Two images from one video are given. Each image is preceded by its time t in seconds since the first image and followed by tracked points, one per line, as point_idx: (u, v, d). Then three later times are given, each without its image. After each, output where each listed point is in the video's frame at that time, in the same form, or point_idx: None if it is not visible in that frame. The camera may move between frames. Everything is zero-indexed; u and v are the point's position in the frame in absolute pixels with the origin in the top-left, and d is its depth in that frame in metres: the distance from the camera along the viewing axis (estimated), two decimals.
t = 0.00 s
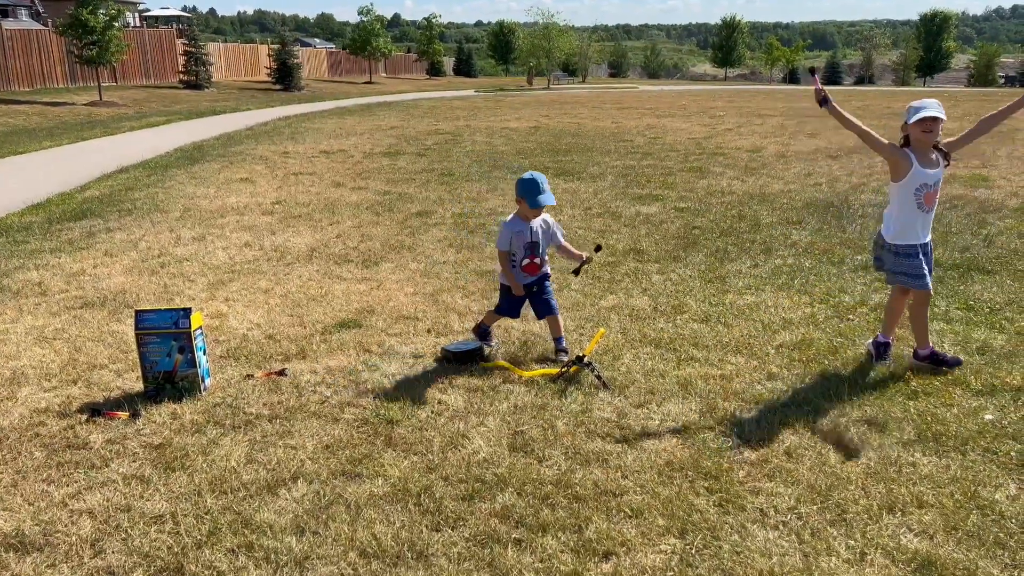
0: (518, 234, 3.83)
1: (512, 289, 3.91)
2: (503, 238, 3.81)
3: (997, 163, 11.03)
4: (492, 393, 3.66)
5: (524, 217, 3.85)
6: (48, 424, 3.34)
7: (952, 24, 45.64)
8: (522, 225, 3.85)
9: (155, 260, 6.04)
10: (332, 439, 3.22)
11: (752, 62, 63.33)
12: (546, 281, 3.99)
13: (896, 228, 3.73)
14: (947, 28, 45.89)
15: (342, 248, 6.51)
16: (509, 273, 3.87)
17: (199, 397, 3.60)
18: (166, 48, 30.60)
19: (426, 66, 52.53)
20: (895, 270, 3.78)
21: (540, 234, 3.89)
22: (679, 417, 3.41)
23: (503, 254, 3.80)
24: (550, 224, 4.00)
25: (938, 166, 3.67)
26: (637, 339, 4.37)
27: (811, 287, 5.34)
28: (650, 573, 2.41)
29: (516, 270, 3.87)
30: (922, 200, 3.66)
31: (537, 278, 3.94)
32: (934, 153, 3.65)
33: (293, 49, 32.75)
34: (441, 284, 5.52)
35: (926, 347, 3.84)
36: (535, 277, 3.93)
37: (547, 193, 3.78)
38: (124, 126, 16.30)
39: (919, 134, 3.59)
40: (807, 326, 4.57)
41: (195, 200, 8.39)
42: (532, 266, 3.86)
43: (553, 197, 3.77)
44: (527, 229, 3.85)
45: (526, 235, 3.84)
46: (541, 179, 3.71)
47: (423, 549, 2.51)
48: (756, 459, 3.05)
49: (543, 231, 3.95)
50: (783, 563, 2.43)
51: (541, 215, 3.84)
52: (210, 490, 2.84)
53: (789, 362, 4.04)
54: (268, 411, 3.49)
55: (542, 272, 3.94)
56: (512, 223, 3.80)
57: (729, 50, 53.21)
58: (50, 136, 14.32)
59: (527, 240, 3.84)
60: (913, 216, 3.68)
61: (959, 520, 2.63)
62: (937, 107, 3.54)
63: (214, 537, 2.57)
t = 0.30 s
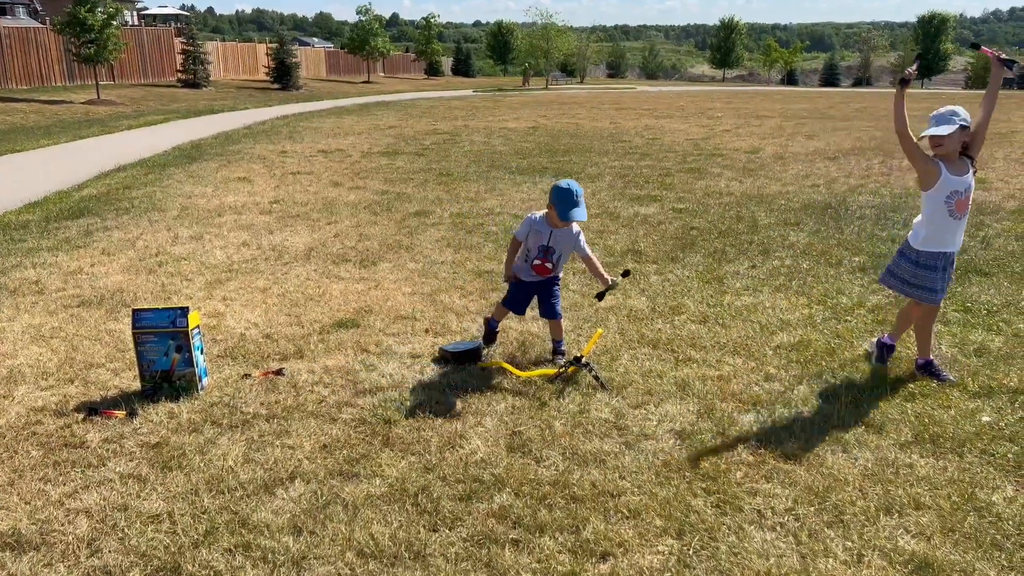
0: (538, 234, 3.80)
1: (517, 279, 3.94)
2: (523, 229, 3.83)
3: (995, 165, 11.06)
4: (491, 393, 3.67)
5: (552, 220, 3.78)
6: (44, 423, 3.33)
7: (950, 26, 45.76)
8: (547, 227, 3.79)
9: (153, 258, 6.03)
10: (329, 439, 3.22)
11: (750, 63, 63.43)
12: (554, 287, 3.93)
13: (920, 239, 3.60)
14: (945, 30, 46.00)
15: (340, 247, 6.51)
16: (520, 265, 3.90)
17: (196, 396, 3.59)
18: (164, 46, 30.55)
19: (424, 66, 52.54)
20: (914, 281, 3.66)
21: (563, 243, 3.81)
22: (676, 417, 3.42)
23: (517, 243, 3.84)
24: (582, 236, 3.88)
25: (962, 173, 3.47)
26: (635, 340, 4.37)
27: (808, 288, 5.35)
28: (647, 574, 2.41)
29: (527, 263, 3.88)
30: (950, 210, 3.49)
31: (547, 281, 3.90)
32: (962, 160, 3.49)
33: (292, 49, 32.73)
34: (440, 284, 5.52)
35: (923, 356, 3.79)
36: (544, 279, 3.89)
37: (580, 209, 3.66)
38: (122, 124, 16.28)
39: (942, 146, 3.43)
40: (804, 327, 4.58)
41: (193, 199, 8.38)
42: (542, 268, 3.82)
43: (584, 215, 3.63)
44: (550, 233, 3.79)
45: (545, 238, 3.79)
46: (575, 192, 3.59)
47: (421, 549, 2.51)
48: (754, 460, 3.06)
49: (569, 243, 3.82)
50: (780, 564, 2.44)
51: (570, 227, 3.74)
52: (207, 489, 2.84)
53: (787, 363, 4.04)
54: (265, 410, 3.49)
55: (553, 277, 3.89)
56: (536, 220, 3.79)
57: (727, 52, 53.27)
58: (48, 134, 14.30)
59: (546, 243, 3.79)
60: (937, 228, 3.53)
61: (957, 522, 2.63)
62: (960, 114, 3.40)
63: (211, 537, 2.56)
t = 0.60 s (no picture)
0: (544, 243, 3.81)
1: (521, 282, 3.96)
2: (534, 233, 3.87)
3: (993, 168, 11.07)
4: (490, 393, 3.66)
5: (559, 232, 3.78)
6: (42, 421, 3.32)
7: (949, 29, 45.82)
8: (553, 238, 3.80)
9: (151, 257, 6.02)
10: (328, 438, 3.21)
11: (750, 65, 63.48)
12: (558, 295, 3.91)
13: (937, 243, 3.55)
14: (944, 33, 46.03)
15: (339, 247, 6.50)
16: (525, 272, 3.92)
17: (194, 394, 3.58)
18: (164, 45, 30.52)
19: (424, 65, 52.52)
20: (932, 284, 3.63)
21: (567, 256, 3.79)
22: (675, 418, 3.42)
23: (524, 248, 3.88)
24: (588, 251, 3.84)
25: (975, 181, 3.39)
26: (634, 341, 4.37)
27: (807, 290, 5.35)
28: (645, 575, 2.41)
29: (531, 271, 3.89)
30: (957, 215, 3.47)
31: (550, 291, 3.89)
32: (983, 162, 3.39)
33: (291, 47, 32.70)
34: (439, 284, 5.52)
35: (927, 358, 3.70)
36: (546, 289, 3.88)
37: (586, 226, 3.67)
38: (120, 122, 16.26)
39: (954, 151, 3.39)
40: (803, 329, 4.59)
41: (192, 197, 8.37)
42: (544, 277, 3.83)
43: (588, 231, 3.64)
44: (555, 243, 3.78)
45: (549, 248, 3.79)
46: (579, 207, 3.60)
47: (419, 549, 2.51)
48: (753, 462, 3.06)
49: (575, 257, 3.79)
50: (778, 566, 2.44)
51: (576, 242, 3.72)
52: (206, 488, 2.84)
53: (786, 365, 4.04)
54: (263, 409, 3.48)
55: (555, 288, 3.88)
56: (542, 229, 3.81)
57: (726, 53, 53.28)
58: (46, 132, 14.27)
59: (549, 254, 3.79)
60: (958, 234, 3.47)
61: (955, 524, 2.63)
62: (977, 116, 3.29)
63: (209, 536, 2.56)
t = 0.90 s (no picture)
0: (544, 250, 3.82)
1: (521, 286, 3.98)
2: (534, 238, 3.88)
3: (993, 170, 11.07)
4: (489, 393, 3.66)
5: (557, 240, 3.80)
6: (40, 418, 3.32)
7: (949, 31, 45.82)
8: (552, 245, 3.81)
9: (150, 254, 6.01)
10: (326, 437, 3.21)
11: (750, 66, 63.48)
12: (555, 302, 3.90)
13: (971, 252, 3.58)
14: (944, 35, 46.03)
15: (338, 245, 6.50)
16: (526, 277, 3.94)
17: (193, 392, 3.58)
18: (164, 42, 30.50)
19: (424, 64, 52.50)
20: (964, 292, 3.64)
21: (566, 263, 3.78)
22: (674, 419, 3.42)
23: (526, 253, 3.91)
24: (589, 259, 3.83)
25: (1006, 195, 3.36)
26: (633, 341, 4.37)
27: (806, 290, 5.35)
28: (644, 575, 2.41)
29: (531, 277, 3.91)
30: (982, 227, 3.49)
31: (550, 297, 3.90)
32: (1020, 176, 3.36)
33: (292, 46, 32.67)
34: (438, 282, 5.52)
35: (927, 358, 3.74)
36: (546, 295, 3.89)
37: (583, 235, 3.67)
38: (120, 120, 16.24)
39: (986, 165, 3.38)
40: (802, 330, 4.59)
41: (191, 195, 8.36)
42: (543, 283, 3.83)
43: (583, 240, 3.65)
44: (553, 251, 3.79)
45: (548, 256, 3.80)
46: (576, 215, 3.62)
47: (417, 548, 2.50)
48: (752, 463, 3.05)
49: (573, 264, 3.78)
50: (776, 566, 2.44)
51: (574, 251, 3.73)
52: (203, 486, 2.83)
53: (785, 365, 4.04)
54: (262, 408, 3.48)
55: (555, 295, 3.88)
56: (542, 236, 3.82)
57: (727, 53, 53.24)
58: (46, 129, 14.26)
59: (547, 261, 3.79)
60: (1005, 249, 3.41)
61: (954, 526, 2.63)
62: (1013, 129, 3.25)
63: (206, 534, 2.55)
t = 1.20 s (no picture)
0: (543, 249, 3.81)
1: (520, 285, 3.97)
2: (534, 237, 3.87)
3: (992, 170, 11.07)
4: (489, 391, 3.66)
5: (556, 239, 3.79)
6: (39, 415, 3.32)
7: (949, 31, 45.78)
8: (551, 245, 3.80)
9: (150, 252, 6.01)
10: (326, 435, 3.21)
11: (750, 66, 63.43)
12: (554, 300, 3.90)
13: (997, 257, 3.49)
14: (944, 35, 45.98)
15: (338, 243, 6.49)
16: (526, 276, 3.93)
17: (192, 390, 3.58)
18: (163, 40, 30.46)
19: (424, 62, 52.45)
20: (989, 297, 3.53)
21: (565, 262, 3.78)
22: (673, 418, 3.42)
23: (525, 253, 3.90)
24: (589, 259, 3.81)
25: None
26: (632, 340, 4.37)
27: (806, 290, 5.35)
28: (643, 574, 2.41)
29: (531, 275, 3.90)
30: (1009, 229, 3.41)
31: (550, 295, 3.89)
32: None
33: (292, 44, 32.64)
34: (438, 281, 5.52)
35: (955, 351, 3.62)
36: (546, 294, 3.89)
37: (582, 234, 3.66)
38: (119, 117, 16.22)
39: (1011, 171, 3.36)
40: (802, 329, 4.58)
41: (191, 193, 8.36)
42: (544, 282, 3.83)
43: (583, 239, 3.64)
44: (552, 250, 3.78)
45: (547, 255, 3.79)
46: (575, 215, 3.61)
47: (416, 547, 2.50)
48: (751, 462, 3.06)
49: (573, 263, 3.78)
50: (775, 565, 2.44)
51: (574, 251, 3.72)
52: (202, 485, 2.83)
53: (784, 365, 4.05)
54: (261, 406, 3.48)
55: (556, 294, 3.88)
56: (541, 236, 3.81)
57: (726, 52, 53.18)
58: (45, 126, 14.24)
59: (547, 260, 3.79)
60: None
61: (953, 525, 2.64)
62: None
63: (205, 532, 2.55)
